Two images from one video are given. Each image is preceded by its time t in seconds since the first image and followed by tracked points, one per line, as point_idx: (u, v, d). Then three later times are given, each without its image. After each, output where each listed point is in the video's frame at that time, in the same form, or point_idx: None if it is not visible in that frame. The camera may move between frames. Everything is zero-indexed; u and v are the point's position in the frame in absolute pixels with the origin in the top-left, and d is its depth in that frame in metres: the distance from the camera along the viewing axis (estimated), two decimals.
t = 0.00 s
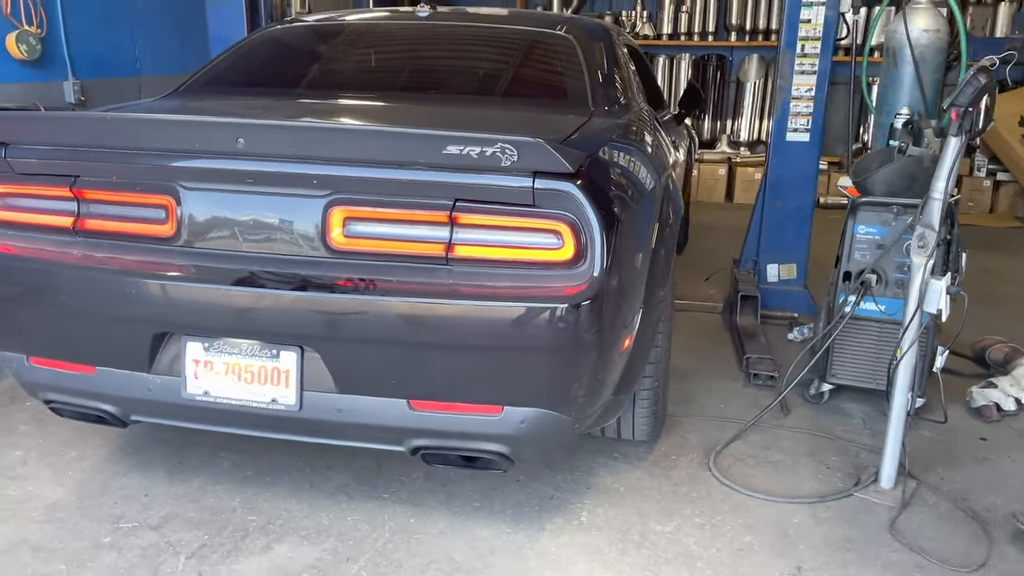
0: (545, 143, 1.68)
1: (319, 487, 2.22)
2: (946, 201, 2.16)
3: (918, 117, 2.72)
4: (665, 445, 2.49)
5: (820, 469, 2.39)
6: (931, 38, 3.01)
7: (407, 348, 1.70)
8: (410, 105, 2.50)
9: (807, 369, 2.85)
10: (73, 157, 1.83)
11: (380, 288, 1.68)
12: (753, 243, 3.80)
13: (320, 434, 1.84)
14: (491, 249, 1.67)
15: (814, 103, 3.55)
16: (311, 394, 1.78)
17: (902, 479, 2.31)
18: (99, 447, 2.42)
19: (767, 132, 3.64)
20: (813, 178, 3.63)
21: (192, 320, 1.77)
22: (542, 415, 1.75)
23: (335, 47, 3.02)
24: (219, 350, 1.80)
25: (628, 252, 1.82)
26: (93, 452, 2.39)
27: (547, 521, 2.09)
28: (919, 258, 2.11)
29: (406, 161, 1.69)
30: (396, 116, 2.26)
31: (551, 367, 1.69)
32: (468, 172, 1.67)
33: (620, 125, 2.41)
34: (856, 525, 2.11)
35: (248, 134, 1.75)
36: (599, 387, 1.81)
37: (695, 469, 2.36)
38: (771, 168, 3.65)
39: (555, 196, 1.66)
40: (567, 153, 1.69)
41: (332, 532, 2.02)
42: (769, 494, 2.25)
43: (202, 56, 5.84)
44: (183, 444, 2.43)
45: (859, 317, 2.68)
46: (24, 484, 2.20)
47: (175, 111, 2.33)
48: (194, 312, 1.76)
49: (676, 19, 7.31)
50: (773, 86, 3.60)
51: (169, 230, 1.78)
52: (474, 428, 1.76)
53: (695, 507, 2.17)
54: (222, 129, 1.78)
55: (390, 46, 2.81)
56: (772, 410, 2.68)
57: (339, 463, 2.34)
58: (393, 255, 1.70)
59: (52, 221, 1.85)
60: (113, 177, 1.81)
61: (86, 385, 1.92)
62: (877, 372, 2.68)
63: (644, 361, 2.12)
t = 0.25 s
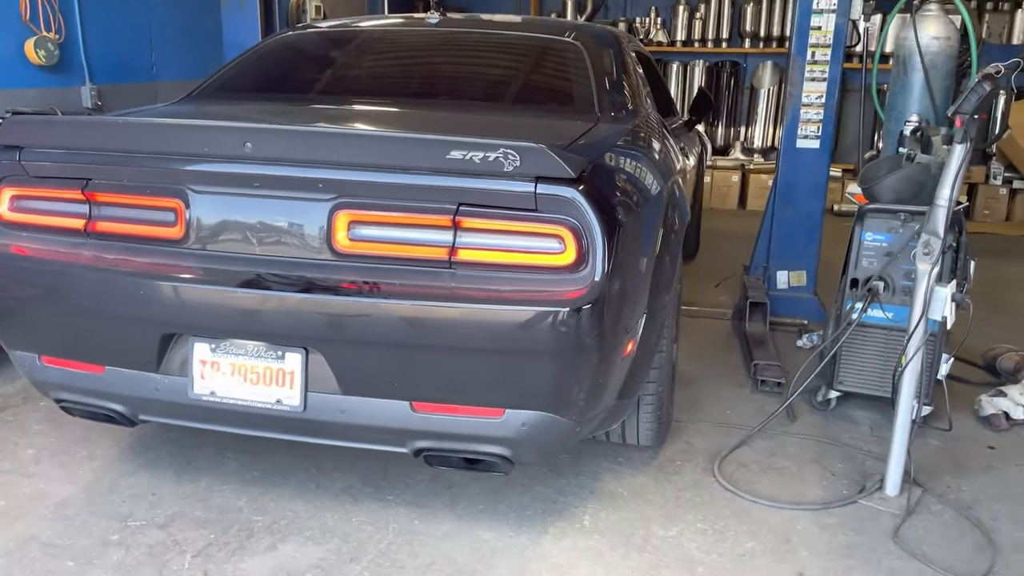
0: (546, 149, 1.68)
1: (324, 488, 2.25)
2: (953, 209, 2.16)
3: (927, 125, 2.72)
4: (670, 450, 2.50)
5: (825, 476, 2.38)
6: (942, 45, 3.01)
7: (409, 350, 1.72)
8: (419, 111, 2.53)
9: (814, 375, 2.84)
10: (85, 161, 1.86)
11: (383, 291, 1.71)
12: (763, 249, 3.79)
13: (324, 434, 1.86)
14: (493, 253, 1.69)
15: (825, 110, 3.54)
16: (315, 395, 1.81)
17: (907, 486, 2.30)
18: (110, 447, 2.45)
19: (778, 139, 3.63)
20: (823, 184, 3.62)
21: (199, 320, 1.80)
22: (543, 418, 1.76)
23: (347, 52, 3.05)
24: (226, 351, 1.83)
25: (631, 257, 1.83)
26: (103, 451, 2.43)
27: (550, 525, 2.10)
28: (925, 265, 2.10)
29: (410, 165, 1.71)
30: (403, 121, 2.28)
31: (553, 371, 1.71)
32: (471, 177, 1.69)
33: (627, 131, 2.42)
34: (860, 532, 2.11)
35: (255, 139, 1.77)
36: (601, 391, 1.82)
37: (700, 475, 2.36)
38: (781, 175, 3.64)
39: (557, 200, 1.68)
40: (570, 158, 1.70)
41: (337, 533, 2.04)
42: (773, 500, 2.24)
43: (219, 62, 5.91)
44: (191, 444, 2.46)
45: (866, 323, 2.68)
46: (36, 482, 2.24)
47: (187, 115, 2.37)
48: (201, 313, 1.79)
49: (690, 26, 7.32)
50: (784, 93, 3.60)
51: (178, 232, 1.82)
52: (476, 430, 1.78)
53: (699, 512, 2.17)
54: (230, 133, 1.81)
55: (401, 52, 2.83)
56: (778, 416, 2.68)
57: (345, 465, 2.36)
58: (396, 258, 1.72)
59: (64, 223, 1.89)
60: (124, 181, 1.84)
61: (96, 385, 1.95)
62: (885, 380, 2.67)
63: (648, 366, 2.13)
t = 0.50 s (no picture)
0: (556, 154, 1.70)
1: (336, 491, 2.26)
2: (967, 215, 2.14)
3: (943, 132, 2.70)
4: (681, 457, 2.49)
5: (838, 484, 2.37)
6: (958, 52, 2.99)
7: (419, 353, 1.73)
8: (432, 116, 2.54)
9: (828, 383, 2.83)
10: (103, 164, 1.89)
11: (393, 295, 1.72)
12: (777, 255, 3.78)
13: (334, 437, 1.87)
14: (503, 258, 1.70)
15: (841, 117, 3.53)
16: (326, 397, 1.82)
17: (921, 495, 2.28)
18: (125, 447, 2.48)
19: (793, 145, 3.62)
20: (839, 191, 3.61)
21: (212, 323, 1.82)
22: (552, 422, 1.77)
23: (362, 58, 3.07)
24: (239, 353, 1.85)
25: (642, 263, 1.84)
26: (119, 452, 2.45)
27: (560, 529, 2.11)
28: (938, 271, 2.09)
29: (421, 170, 1.72)
30: (416, 127, 2.30)
31: (562, 375, 1.71)
32: (482, 182, 1.70)
33: (639, 136, 2.43)
34: (872, 540, 2.10)
35: (269, 143, 1.79)
36: (610, 396, 1.82)
37: (711, 481, 2.36)
38: (796, 181, 3.63)
39: (567, 205, 1.68)
40: (580, 163, 1.71)
41: (347, 535, 2.06)
42: (784, 507, 2.23)
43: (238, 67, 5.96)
44: (205, 445, 2.48)
45: (880, 331, 2.67)
46: (52, 482, 2.27)
47: (203, 120, 2.40)
48: (214, 316, 1.81)
49: (706, 32, 7.31)
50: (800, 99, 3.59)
51: (192, 235, 1.84)
52: (485, 434, 1.78)
53: (709, 518, 2.16)
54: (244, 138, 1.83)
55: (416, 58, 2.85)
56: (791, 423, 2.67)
57: (356, 468, 2.37)
58: (407, 262, 1.73)
59: (81, 225, 1.91)
60: (139, 184, 1.86)
61: (111, 386, 1.97)
62: (899, 387, 2.65)
63: (659, 372, 2.13)
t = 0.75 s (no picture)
0: (573, 159, 1.70)
1: (351, 494, 2.26)
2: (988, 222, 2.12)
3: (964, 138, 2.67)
4: (697, 464, 2.48)
5: (855, 493, 2.34)
6: (980, 57, 2.97)
7: (433, 357, 1.73)
8: (449, 121, 2.55)
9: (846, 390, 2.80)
10: (123, 169, 1.91)
11: (409, 299, 1.72)
12: (796, 261, 3.75)
13: (350, 440, 1.88)
14: (519, 263, 1.70)
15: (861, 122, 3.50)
16: (341, 401, 1.83)
17: (940, 506, 2.25)
18: (144, 449, 2.50)
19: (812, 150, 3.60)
20: (858, 197, 3.58)
21: (229, 326, 1.83)
22: (567, 428, 1.76)
23: (380, 63, 3.08)
24: (255, 356, 1.86)
25: (658, 268, 1.83)
26: (137, 453, 2.48)
27: (574, 536, 2.10)
28: (959, 279, 2.06)
29: (437, 174, 1.72)
30: (433, 131, 2.30)
31: (576, 381, 1.70)
32: (499, 187, 1.71)
33: (656, 142, 2.42)
34: (889, 551, 2.07)
35: (286, 148, 1.80)
36: (625, 402, 1.82)
37: (727, 489, 2.34)
38: (815, 187, 3.61)
39: (583, 211, 1.68)
40: (596, 169, 1.71)
41: (361, 538, 2.06)
42: (801, 516, 2.21)
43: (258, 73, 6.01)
44: (222, 447, 2.49)
45: (900, 338, 2.64)
46: (71, 482, 2.29)
47: (223, 124, 2.41)
48: (231, 319, 1.82)
49: (726, 37, 7.29)
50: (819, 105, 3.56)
51: (211, 239, 1.85)
52: (500, 439, 1.78)
53: (725, 527, 2.15)
54: (262, 142, 1.84)
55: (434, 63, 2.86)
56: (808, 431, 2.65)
57: (371, 471, 2.38)
58: (422, 267, 1.73)
59: (102, 229, 1.93)
60: (159, 188, 1.88)
61: (130, 387, 1.99)
62: (918, 396, 2.62)
63: (675, 378, 2.11)
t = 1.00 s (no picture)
0: (596, 164, 1.68)
1: (370, 498, 2.27)
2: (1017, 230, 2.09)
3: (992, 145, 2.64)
4: (717, 472, 2.46)
5: (879, 504, 2.31)
6: (1008, 63, 2.93)
7: (454, 362, 1.73)
8: (471, 126, 2.55)
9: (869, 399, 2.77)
10: (148, 172, 1.93)
11: (430, 304, 1.72)
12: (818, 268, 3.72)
13: (369, 444, 1.88)
14: (540, 268, 1.69)
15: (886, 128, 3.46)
16: (361, 405, 1.83)
17: (966, 518, 2.22)
18: (165, 450, 2.52)
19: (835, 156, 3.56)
20: (882, 204, 3.54)
21: (250, 329, 1.84)
22: (588, 435, 1.75)
23: (402, 68, 3.09)
24: (276, 359, 1.86)
25: (680, 274, 1.81)
26: (158, 454, 2.49)
27: (593, 543, 2.09)
28: (986, 288, 2.04)
29: (459, 180, 1.72)
30: (454, 136, 2.30)
31: (597, 387, 1.69)
32: (521, 192, 1.70)
33: (678, 147, 2.41)
34: (914, 563, 2.04)
35: (309, 152, 1.81)
36: (646, 409, 1.81)
37: (748, 498, 2.32)
38: (838, 194, 3.58)
39: (605, 216, 1.67)
40: (618, 174, 1.70)
41: (380, 543, 2.06)
42: (823, 526, 2.19)
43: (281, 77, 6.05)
44: (242, 450, 2.50)
45: (925, 347, 2.60)
46: (93, 482, 2.31)
47: (246, 128, 2.43)
48: (254, 323, 1.83)
49: (747, 42, 7.25)
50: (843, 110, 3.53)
51: (234, 242, 1.86)
52: (520, 445, 1.78)
53: (746, 536, 2.13)
54: (285, 146, 1.84)
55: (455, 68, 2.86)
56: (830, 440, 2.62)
57: (390, 476, 2.38)
58: (443, 272, 1.73)
59: (126, 231, 1.95)
60: (183, 192, 1.90)
61: (153, 389, 2.01)
62: (943, 406, 2.59)
63: (696, 386, 2.10)
